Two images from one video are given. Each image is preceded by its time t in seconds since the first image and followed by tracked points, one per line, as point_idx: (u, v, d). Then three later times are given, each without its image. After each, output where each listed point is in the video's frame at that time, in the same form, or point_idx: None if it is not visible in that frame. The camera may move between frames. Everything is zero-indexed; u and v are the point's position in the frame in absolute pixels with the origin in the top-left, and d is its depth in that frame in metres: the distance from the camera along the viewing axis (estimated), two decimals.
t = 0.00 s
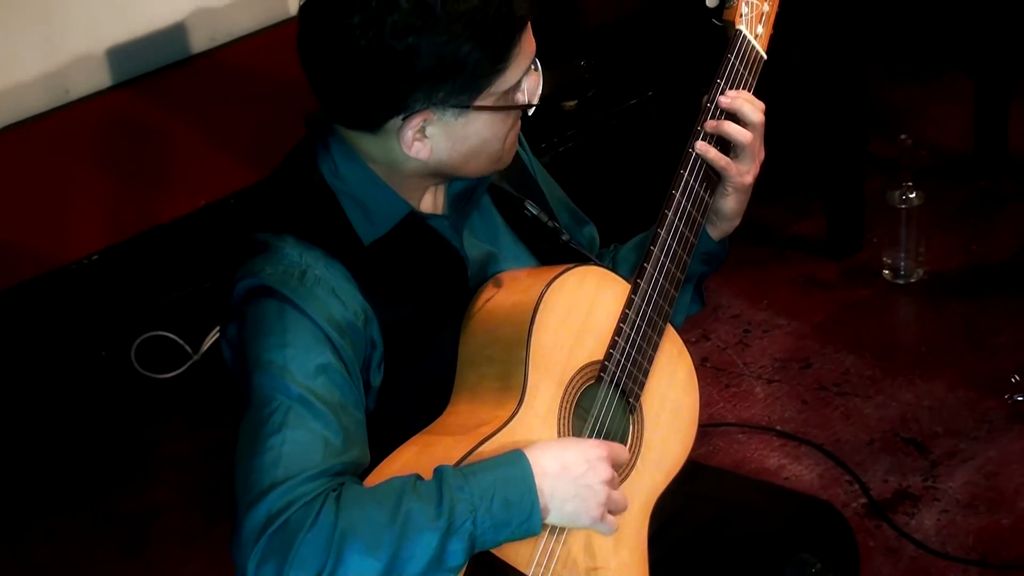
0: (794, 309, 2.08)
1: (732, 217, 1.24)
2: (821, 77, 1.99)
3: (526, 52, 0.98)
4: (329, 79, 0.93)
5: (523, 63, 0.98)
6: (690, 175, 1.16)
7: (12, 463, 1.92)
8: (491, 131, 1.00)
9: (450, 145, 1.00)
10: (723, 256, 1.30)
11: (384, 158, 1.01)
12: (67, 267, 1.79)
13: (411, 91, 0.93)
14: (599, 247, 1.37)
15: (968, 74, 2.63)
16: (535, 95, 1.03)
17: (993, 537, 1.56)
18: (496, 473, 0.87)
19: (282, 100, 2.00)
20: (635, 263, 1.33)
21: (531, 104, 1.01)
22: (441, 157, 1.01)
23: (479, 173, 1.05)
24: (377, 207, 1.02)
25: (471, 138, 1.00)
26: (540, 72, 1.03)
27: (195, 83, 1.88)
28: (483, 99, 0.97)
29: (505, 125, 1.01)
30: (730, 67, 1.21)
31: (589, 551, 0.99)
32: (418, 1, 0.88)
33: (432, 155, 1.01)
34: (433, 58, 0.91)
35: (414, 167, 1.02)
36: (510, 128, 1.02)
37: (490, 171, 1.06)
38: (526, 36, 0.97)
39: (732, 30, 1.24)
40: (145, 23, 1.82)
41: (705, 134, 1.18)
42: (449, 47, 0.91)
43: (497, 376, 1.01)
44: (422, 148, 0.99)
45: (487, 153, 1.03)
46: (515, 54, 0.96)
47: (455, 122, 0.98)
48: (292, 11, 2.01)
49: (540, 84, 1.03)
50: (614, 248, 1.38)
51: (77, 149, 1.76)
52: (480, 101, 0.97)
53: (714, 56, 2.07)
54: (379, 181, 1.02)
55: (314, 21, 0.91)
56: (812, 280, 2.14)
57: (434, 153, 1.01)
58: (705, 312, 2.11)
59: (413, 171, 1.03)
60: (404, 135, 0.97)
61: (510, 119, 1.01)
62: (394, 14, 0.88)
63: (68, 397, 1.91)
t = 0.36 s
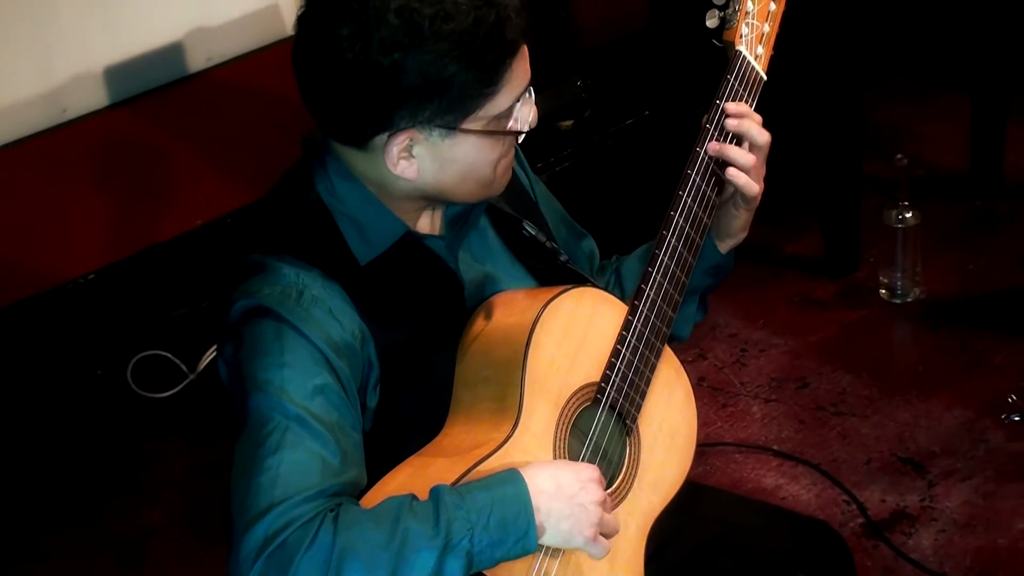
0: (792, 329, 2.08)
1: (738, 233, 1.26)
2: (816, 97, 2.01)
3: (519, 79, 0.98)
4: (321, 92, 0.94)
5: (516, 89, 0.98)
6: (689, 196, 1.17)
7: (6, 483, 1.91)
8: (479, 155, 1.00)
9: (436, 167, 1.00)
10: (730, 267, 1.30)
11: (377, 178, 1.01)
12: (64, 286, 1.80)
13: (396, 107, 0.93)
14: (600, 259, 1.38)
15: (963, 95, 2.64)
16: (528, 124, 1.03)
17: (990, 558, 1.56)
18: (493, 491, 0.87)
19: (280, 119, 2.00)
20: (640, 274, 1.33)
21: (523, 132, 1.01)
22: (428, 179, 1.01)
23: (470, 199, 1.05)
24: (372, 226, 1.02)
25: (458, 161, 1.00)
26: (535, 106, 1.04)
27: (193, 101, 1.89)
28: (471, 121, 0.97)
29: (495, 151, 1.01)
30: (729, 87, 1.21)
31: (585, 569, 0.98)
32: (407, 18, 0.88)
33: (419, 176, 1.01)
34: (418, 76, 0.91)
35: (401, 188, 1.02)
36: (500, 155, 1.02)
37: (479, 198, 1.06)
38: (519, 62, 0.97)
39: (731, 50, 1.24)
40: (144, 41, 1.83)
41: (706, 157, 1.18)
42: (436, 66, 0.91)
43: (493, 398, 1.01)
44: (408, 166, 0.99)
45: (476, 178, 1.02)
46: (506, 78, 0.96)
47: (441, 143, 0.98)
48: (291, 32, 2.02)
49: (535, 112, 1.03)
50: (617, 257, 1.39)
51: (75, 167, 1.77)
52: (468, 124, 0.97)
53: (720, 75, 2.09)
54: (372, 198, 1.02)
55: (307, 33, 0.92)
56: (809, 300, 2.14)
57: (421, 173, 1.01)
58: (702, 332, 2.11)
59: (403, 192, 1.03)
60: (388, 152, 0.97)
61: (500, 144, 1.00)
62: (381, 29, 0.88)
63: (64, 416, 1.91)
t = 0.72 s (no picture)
0: (788, 348, 2.08)
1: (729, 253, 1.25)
2: (813, 117, 2.02)
3: (517, 98, 0.98)
4: (320, 119, 0.95)
5: (515, 107, 0.99)
6: (686, 215, 1.17)
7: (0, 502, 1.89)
8: (479, 174, 1.01)
9: (438, 187, 1.01)
10: (720, 282, 1.30)
11: (377, 201, 1.02)
12: (60, 304, 1.81)
13: (398, 132, 0.94)
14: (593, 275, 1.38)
15: (958, 116, 2.66)
16: (527, 138, 1.03)
17: None
18: (496, 519, 0.87)
19: (277, 138, 2.01)
20: (632, 292, 1.34)
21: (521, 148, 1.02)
22: (429, 199, 1.02)
23: (471, 217, 1.06)
24: (368, 245, 1.02)
25: (459, 180, 1.01)
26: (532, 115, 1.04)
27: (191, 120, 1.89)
28: (472, 141, 0.98)
29: (496, 168, 1.01)
30: (725, 106, 1.21)
31: None
32: (408, 43, 0.88)
33: (420, 197, 1.01)
34: (422, 100, 0.92)
35: (402, 209, 1.03)
36: (499, 171, 1.02)
37: (480, 214, 1.07)
38: (518, 80, 0.97)
39: (727, 69, 1.24)
40: (143, 60, 1.85)
41: (701, 175, 1.18)
42: (438, 90, 0.91)
43: (490, 418, 1.01)
44: (410, 188, 0.99)
45: (477, 197, 1.03)
46: (506, 98, 0.97)
47: (443, 163, 0.98)
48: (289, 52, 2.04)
49: (531, 128, 1.04)
50: (607, 274, 1.40)
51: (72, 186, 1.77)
52: (469, 143, 0.98)
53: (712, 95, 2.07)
54: (367, 218, 1.02)
55: (306, 59, 0.92)
56: (806, 319, 2.14)
57: (422, 194, 1.01)
58: (698, 351, 2.11)
59: (403, 213, 1.04)
60: (391, 175, 0.98)
61: (501, 161, 1.01)
62: (382, 55, 0.88)
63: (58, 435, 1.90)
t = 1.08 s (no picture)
0: (785, 367, 2.07)
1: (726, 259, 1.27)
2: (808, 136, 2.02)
3: (510, 128, 0.99)
4: (313, 136, 0.95)
5: (507, 136, 0.99)
6: (679, 233, 1.17)
7: None
8: (470, 202, 1.01)
9: (426, 213, 1.01)
10: (714, 286, 1.30)
11: (368, 222, 1.02)
12: (56, 323, 1.81)
13: (387, 157, 0.94)
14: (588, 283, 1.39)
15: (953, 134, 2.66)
16: (518, 168, 1.04)
17: None
18: (490, 552, 0.90)
19: (275, 157, 2.02)
20: (629, 302, 1.35)
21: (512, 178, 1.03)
22: (417, 224, 1.02)
23: (460, 243, 1.06)
24: (359, 267, 1.02)
25: (449, 208, 1.01)
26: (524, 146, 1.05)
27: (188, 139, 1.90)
28: (463, 169, 0.98)
29: (486, 197, 1.02)
30: (718, 126, 1.19)
31: None
32: (401, 68, 0.88)
33: (408, 222, 1.02)
34: (412, 125, 0.92)
35: (391, 232, 1.03)
36: (490, 200, 1.03)
37: (469, 240, 1.07)
38: (511, 111, 0.98)
39: (721, 88, 1.21)
40: (140, 78, 1.87)
41: (695, 195, 1.17)
42: (429, 116, 0.91)
43: (481, 439, 1.03)
44: (399, 212, 1.00)
45: (466, 224, 1.03)
46: (498, 127, 0.97)
47: (433, 189, 0.99)
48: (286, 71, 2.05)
49: (523, 158, 1.04)
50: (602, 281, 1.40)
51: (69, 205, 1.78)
52: (460, 171, 0.99)
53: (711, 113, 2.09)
54: (357, 238, 1.02)
55: (300, 77, 0.93)
56: (803, 337, 2.14)
57: (411, 220, 1.02)
58: (695, 369, 2.11)
59: (393, 236, 1.04)
60: (380, 198, 0.98)
61: (492, 190, 1.02)
62: (374, 79, 0.88)
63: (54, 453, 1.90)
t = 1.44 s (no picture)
0: (779, 386, 2.07)
1: (716, 278, 1.28)
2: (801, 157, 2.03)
3: (499, 153, 0.99)
4: (301, 163, 0.96)
5: (496, 161, 0.99)
6: (670, 254, 1.17)
7: None
8: (459, 226, 1.02)
9: (416, 237, 1.02)
10: (707, 306, 1.31)
11: (357, 247, 1.03)
12: (48, 343, 1.80)
13: (377, 182, 0.95)
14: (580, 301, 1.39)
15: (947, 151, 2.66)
16: (509, 191, 1.04)
17: None
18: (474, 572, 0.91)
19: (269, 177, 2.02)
20: (622, 318, 1.35)
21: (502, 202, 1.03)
22: (408, 249, 1.03)
23: (445, 265, 1.06)
24: (348, 289, 1.03)
25: (438, 232, 1.01)
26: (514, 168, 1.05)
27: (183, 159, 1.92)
28: (451, 195, 0.99)
29: (476, 221, 1.02)
30: (709, 145, 1.19)
31: None
32: (388, 96, 0.89)
33: (398, 246, 1.02)
34: (399, 152, 0.93)
35: (381, 256, 1.03)
36: (481, 223, 1.03)
37: (460, 262, 1.07)
38: (501, 134, 0.98)
39: (712, 108, 1.21)
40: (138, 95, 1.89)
41: (686, 216, 1.18)
42: (416, 143, 0.92)
43: (471, 459, 1.03)
44: (388, 237, 1.01)
45: (456, 248, 1.04)
46: (486, 152, 0.98)
47: (421, 215, 0.99)
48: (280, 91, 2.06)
49: (514, 180, 1.04)
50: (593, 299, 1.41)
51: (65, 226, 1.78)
52: (449, 197, 0.99)
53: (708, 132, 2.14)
54: (347, 260, 1.03)
55: (288, 102, 0.94)
56: (797, 356, 2.13)
57: (401, 244, 1.02)
58: (689, 388, 2.10)
59: (383, 261, 1.04)
60: (369, 224, 0.99)
61: (482, 214, 1.02)
62: (361, 107, 0.90)
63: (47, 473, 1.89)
